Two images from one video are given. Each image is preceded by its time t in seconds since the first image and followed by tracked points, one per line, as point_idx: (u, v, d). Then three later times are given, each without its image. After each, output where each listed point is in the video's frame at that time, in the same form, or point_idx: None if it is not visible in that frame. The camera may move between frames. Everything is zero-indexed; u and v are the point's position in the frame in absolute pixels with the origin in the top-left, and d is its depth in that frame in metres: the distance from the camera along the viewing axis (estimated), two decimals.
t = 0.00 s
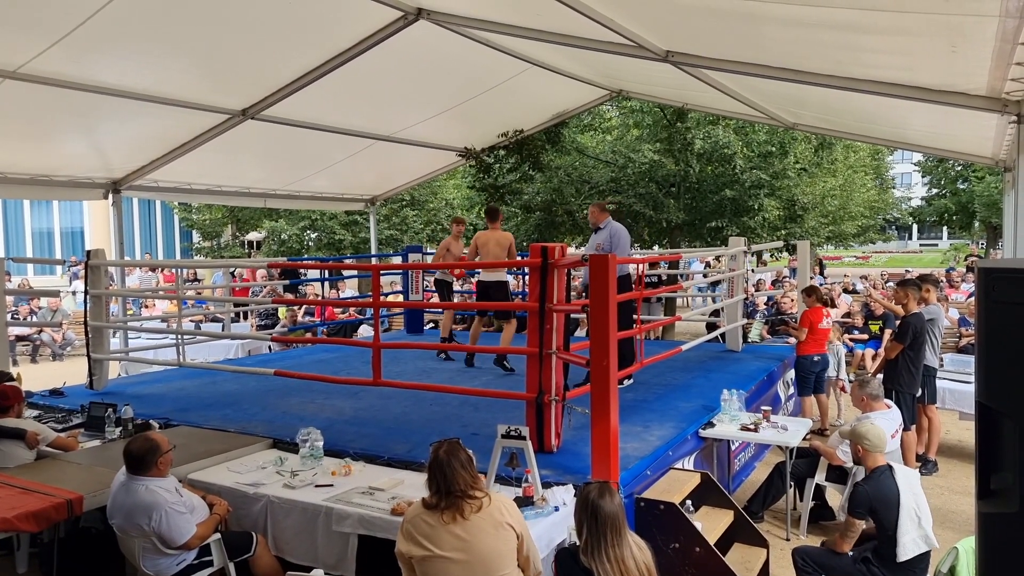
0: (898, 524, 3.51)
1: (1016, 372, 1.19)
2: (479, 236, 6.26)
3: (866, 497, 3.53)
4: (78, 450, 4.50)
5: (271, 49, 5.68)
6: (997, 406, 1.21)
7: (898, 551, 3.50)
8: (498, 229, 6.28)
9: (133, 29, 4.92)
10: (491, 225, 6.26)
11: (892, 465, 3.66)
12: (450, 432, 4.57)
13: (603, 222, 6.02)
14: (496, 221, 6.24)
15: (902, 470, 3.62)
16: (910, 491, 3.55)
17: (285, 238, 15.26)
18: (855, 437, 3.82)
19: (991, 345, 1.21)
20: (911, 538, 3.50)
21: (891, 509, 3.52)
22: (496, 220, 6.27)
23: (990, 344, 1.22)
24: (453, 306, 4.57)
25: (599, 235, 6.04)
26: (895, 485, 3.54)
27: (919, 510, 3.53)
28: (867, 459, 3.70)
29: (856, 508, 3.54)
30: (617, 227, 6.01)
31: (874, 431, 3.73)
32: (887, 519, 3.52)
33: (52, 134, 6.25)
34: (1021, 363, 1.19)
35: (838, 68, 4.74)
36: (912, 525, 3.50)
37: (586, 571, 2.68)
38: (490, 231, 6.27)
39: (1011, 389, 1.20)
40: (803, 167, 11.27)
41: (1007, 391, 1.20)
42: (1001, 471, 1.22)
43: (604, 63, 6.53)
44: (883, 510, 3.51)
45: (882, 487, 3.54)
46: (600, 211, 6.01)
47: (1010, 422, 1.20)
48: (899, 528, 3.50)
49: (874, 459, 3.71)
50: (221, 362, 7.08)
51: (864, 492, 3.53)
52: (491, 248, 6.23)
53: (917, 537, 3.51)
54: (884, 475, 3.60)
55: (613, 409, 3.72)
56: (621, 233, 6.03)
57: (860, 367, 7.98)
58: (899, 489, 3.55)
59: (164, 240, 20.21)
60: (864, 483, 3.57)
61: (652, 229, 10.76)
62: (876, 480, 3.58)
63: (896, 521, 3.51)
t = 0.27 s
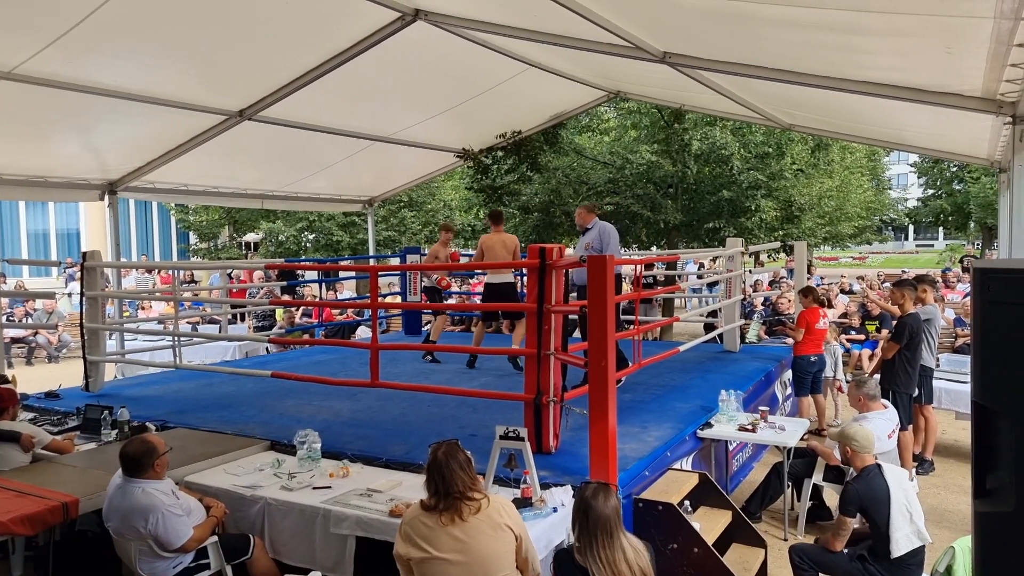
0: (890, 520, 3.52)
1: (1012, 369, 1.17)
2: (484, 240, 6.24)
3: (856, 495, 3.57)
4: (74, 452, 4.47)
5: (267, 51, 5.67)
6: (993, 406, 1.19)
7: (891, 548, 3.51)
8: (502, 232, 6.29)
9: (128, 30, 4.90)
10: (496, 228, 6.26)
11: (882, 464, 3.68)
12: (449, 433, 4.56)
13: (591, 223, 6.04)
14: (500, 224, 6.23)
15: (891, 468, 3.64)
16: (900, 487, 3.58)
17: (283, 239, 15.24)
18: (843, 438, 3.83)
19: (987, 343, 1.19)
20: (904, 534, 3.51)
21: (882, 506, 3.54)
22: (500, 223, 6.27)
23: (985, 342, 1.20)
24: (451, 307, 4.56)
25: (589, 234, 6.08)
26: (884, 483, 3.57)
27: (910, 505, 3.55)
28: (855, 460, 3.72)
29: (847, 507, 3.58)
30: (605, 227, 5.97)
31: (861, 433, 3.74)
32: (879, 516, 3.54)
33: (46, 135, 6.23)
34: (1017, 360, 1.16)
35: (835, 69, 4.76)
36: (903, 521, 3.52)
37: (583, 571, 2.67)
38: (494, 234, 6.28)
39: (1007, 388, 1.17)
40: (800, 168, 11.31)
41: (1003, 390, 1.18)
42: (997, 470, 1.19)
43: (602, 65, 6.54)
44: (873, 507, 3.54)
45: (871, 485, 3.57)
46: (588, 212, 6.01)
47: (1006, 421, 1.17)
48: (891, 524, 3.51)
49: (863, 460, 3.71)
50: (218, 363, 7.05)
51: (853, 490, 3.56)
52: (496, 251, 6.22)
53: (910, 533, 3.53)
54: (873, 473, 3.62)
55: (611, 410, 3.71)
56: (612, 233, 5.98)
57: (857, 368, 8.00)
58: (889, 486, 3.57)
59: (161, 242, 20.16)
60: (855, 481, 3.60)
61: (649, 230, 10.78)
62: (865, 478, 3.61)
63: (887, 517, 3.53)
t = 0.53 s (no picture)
0: (886, 518, 3.54)
1: (1007, 361, 1.09)
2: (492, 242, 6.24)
3: (853, 492, 3.58)
4: (67, 453, 4.46)
5: (261, 49, 5.65)
6: (986, 400, 1.12)
7: (887, 545, 3.53)
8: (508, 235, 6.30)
9: (120, 28, 4.88)
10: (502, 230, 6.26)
11: (878, 461, 3.70)
12: (444, 433, 4.56)
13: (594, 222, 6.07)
14: (508, 227, 6.24)
15: (889, 466, 3.67)
16: (896, 485, 3.60)
17: (277, 239, 15.21)
18: (840, 435, 3.87)
19: (980, 334, 1.12)
20: (900, 532, 3.53)
21: (878, 504, 3.55)
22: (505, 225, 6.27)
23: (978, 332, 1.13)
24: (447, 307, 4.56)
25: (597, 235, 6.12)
26: (881, 481, 3.59)
27: (906, 503, 3.57)
28: (852, 456, 3.75)
29: (844, 504, 3.59)
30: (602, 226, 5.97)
31: (857, 429, 3.79)
32: (876, 514, 3.55)
33: (39, 134, 6.20)
34: (1013, 351, 1.09)
35: (829, 68, 4.77)
36: (899, 518, 3.53)
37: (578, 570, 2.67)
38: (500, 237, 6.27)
39: (1001, 381, 1.10)
40: (794, 168, 11.34)
41: (996, 384, 1.10)
42: (991, 466, 1.12)
43: (597, 64, 6.54)
44: (870, 504, 3.55)
45: (868, 482, 3.59)
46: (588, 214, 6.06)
47: (999, 416, 1.10)
48: (887, 522, 3.53)
49: (860, 457, 3.75)
50: (213, 363, 7.04)
51: (851, 487, 3.58)
52: (504, 254, 6.23)
53: (906, 531, 3.54)
54: (871, 471, 3.64)
55: (606, 409, 3.72)
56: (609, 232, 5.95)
57: (852, 366, 8.03)
58: (886, 484, 3.60)
59: (155, 242, 20.11)
60: (852, 479, 3.62)
61: (644, 230, 10.80)
62: (862, 476, 3.63)
63: (884, 515, 3.54)
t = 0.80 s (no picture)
0: (886, 520, 3.54)
1: (1001, 358, 1.08)
2: (482, 237, 6.22)
3: (855, 492, 3.58)
4: (60, 455, 4.43)
5: (255, 49, 5.64)
6: (980, 398, 1.11)
7: (885, 547, 3.53)
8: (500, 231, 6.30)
9: (112, 28, 4.86)
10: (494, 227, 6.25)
11: (882, 461, 3.70)
12: (439, 433, 4.55)
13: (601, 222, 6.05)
14: (499, 224, 6.25)
15: (892, 467, 3.66)
16: (899, 487, 3.59)
17: (271, 240, 15.18)
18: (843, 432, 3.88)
19: (975, 332, 1.11)
20: (898, 534, 3.53)
21: (879, 505, 3.55)
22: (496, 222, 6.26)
23: (972, 330, 1.12)
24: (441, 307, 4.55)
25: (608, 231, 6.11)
26: (884, 482, 3.58)
27: (907, 507, 3.55)
28: (858, 454, 3.75)
29: (845, 504, 3.59)
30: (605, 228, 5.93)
31: (862, 425, 3.78)
32: (876, 514, 3.55)
33: (30, 135, 6.16)
34: (1008, 348, 1.08)
35: (822, 67, 4.78)
36: (899, 522, 3.53)
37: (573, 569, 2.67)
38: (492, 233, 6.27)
39: (995, 379, 1.09)
40: (788, 167, 11.37)
41: (990, 381, 1.09)
42: (983, 464, 1.11)
43: (591, 63, 6.55)
44: (870, 504, 3.55)
45: (871, 483, 3.59)
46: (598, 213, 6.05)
47: (992, 414, 1.09)
48: (886, 523, 3.52)
49: (864, 455, 3.76)
50: (207, 364, 7.02)
51: (852, 488, 3.58)
52: (497, 250, 6.24)
53: (904, 534, 3.54)
54: (874, 471, 3.64)
55: (601, 409, 3.72)
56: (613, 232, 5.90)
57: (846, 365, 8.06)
58: (888, 485, 3.59)
59: (148, 244, 20.06)
60: (854, 478, 3.62)
61: (639, 229, 10.81)
62: (865, 476, 3.63)
63: (884, 516, 3.53)
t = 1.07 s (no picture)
0: (882, 521, 3.55)
1: (991, 356, 1.08)
2: (478, 235, 6.22)
3: (852, 492, 3.58)
4: (52, 454, 4.41)
5: (249, 46, 5.62)
6: (972, 397, 1.11)
7: (880, 547, 3.54)
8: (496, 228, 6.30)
9: (104, 24, 4.83)
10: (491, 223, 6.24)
11: (880, 461, 3.69)
12: (433, 432, 4.55)
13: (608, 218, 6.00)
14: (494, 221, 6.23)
15: (890, 466, 3.65)
16: (896, 488, 3.58)
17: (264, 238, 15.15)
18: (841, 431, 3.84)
19: (965, 330, 1.11)
20: (894, 535, 3.54)
21: (876, 505, 3.55)
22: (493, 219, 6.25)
23: (962, 329, 1.12)
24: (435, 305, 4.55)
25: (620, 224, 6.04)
26: (881, 482, 3.58)
27: (904, 508, 3.55)
28: (856, 454, 3.74)
29: (843, 502, 3.59)
30: (609, 227, 5.90)
31: (859, 426, 3.77)
32: (872, 515, 3.55)
33: (22, 132, 6.13)
34: (998, 346, 1.08)
35: (816, 66, 4.78)
36: (895, 523, 3.54)
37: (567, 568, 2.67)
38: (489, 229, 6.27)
39: (986, 378, 1.09)
40: (782, 166, 11.40)
41: (981, 380, 1.10)
42: (974, 463, 1.11)
43: (585, 62, 6.55)
44: (868, 505, 3.55)
45: (868, 482, 3.57)
46: (605, 207, 5.97)
47: (983, 413, 1.10)
48: (882, 524, 3.53)
49: (862, 454, 3.76)
50: (199, 363, 7.00)
51: (850, 487, 3.57)
52: (494, 246, 6.23)
53: (900, 534, 3.55)
54: (872, 471, 3.63)
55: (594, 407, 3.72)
56: (617, 233, 5.85)
57: (838, 364, 8.09)
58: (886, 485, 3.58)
59: (141, 242, 19.99)
60: (852, 478, 3.60)
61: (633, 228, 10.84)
62: (863, 476, 3.61)
63: (880, 517, 3.54)
